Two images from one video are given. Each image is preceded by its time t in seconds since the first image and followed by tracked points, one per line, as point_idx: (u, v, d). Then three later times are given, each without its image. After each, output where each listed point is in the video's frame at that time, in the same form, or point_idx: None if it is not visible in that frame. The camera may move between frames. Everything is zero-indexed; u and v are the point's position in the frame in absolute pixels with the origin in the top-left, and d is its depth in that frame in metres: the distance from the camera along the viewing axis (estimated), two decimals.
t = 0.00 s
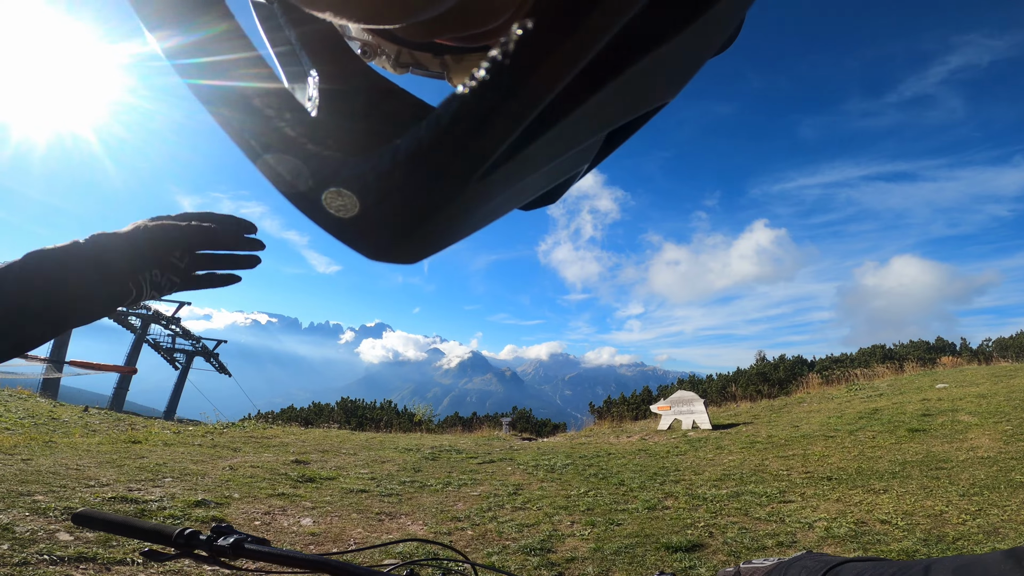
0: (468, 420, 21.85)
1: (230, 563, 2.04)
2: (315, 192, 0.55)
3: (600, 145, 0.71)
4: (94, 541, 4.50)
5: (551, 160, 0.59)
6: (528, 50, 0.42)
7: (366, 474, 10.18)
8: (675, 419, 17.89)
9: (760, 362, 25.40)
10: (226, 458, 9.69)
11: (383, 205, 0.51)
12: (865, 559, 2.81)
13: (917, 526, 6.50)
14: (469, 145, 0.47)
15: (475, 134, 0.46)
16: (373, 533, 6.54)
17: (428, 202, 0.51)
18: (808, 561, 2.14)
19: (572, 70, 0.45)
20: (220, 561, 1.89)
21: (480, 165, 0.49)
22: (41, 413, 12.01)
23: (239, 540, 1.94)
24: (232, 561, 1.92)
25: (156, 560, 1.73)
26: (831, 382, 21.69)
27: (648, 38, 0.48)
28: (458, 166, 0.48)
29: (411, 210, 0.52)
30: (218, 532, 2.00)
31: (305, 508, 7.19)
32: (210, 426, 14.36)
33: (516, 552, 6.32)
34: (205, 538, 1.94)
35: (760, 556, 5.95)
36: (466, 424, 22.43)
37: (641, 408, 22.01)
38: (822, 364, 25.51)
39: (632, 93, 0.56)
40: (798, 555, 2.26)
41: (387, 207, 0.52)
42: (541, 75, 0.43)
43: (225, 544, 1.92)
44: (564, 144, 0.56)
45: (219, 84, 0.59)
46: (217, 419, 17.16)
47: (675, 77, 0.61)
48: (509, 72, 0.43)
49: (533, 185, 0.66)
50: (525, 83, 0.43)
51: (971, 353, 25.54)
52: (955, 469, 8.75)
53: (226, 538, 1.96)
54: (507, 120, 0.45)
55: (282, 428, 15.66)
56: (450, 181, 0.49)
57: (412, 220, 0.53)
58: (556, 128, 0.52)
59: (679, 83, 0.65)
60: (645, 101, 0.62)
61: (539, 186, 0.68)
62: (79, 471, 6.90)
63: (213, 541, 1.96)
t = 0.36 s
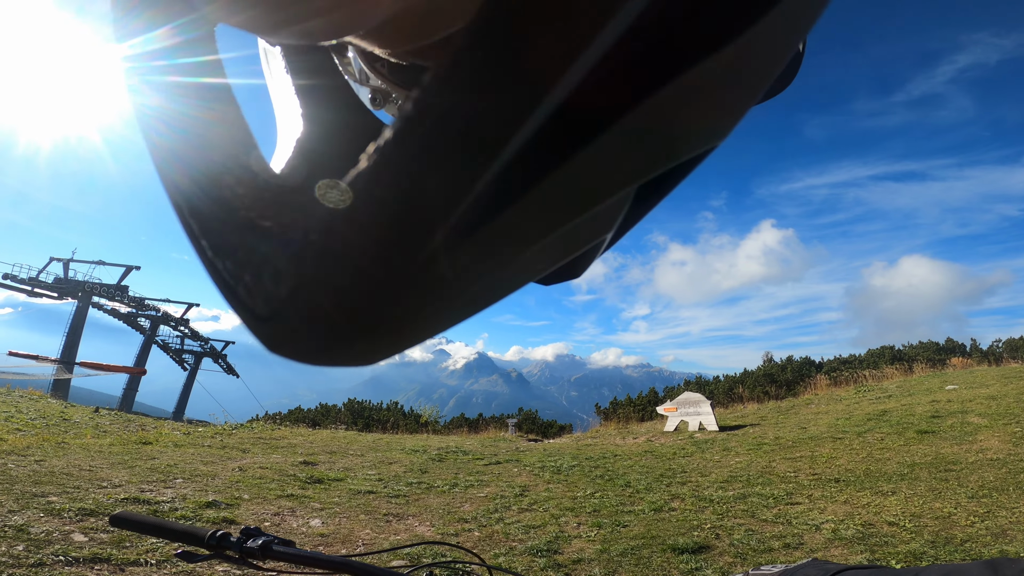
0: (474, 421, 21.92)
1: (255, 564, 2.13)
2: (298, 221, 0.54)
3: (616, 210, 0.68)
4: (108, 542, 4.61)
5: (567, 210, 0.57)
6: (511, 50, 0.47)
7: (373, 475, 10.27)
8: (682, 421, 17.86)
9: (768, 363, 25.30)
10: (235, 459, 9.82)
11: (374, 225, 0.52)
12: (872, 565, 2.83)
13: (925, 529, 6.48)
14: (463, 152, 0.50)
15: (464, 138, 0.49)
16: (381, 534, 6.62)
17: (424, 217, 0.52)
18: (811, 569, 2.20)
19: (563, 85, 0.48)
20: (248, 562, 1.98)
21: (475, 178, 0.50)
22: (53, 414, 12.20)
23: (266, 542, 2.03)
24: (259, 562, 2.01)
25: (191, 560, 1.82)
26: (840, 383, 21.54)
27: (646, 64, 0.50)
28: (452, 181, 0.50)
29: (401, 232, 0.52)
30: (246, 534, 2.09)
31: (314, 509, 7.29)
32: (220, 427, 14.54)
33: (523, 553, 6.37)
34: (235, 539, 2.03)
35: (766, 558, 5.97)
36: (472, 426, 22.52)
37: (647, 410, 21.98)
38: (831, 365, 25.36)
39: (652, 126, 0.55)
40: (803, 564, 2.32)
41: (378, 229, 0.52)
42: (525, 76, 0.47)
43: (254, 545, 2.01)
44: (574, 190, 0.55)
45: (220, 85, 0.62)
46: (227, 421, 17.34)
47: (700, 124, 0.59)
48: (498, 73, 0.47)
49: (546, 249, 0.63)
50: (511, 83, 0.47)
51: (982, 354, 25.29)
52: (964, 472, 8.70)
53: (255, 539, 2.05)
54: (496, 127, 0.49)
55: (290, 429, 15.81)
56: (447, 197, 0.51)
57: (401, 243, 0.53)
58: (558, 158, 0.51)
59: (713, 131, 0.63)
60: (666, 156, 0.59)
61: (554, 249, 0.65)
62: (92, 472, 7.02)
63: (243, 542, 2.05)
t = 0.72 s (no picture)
0: (479, 423, 21.92)
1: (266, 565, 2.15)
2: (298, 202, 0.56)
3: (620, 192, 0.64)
4: (116, 543, 4.65)
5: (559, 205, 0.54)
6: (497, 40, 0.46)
7: (378, 477, 10.30)
8: (687, 423, 17.78)
9: (774, 364, 25.16)
10: (242, 461, 9.88)
11: (360, 221, 0.52)
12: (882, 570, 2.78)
13: (933, 530, 6.43)
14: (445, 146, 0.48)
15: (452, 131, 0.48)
16: (386, 536, 6.64)
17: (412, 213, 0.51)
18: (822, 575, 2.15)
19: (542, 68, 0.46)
20: (260, 563, 2.01)
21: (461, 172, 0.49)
22: (62, 416, 12.30)
23: (278, 543, 2.05)
24: (271, 563, 2.03)
25: (205, 561, 1.84)
26: (847, 384, 21.38)
27: (639, 45, 0.47)
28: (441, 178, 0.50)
29: (390, 232, 0.52)
30: (259, 535, 2.12)
31: (319, 511, 7.31)
32: (227, 429, 14.63)
33: (528, 555, 6.37)
34: (248, 540, 2.06)
35: (773, 560, 5.94)
36: (477, 428, 22.52)
37: (652, 412, 21.91)
38: (837, 366, 25.19)
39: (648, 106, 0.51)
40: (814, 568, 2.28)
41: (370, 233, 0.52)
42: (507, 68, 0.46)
43: (266, 546, 2.03)
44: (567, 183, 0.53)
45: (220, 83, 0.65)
46: (233, 422, 17.42)
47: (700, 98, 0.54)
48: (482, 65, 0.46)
49: (541, 240, 0.61)
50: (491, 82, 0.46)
51: (991, 355, 25.07)
52: (974, 473, 8.62)
53: (267, 540, 2.08)
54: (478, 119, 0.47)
55: (296, 431, 15.87)
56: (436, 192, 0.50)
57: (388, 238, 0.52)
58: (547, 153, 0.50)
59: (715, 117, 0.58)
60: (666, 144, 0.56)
61: (548, 243, 0.62)
62: (100, 473, 7.08)
63: (255, 543, 2.08)
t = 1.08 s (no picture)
0: (480, 423, 21.90)
1: (268, 566, 2.14)
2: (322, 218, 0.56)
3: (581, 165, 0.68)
4: (116, 543, 4.65)
5: (534, 180, 0.58)
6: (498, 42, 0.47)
7: (380, 476, 10.29)
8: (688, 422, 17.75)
9: (775, 364, 25.11)
10: (243, 460, 9.88)
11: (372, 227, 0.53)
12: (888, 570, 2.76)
13: (937, 530, 6.39)
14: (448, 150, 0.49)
15: (461, 133, 0.48)
16: (387, 535, 6.64)
17: (418, 210, 0.52)
18: None
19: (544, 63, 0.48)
20: (261, 565, 1.99)
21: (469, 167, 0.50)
22: (63, 416, 12.31)
23: (278, 544, 2.04)
24: (272, 564, 2.01)
25: (204, 563, 1.82)
26: (849, 383, 21.32)
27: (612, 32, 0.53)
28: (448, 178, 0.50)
29: (392, 230, 0.52)
30: (260, 536, 2.11)
31: (320, 511, 7.31)
32: (228, 429, 14.64)
33: (530, 555, 6.36)
34: (248, 541, 2.04)
35: (776, 560, 5.91)
36: (479, 427, 22.52)
37: (654, 411, 21.86)
38: (839, 366, 25.13)
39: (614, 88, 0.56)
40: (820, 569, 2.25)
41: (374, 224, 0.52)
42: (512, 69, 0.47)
43: (266, 547, 2.02)
44: (545, 160, 0.57)
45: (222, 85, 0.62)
46: (234, 422, 17.43)
47: (657, 76, 0.60)
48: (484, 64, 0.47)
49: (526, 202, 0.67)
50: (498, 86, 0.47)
51: (994, 355, 24.96)
52: (977, 472, 8.58)
53: (268, 541, 2.07)
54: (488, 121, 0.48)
55: (297, 431, 15.86)
56: (441, 189, 0.51)
57: (392, 238, 0.53)
58: (534, 140, 0.53)
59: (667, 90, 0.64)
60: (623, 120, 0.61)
61: (517, 214, 0.66)
62: (100, 473, 7.08)
63: (256, 544, 2.06)
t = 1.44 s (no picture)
0: (481, 420, 21.96)
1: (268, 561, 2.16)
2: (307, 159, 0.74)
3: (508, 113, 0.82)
4: (118, 539, 4.69)
5: (466, 128, 0.73)
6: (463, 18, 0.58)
7: (380, 473, 10.33)
8: (689, 420, 17.78)
9: (776, 362, 25.12)
10: (244, 457, 9.93)
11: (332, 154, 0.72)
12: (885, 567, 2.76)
13: (935, 529, 6.41)
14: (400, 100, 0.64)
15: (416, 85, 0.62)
16: (388, 532, 6.67)
17: (368, 139, 0.68)
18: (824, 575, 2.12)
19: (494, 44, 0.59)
20: (261, 560, 2.01)
21: (414, 114, 0.65)
22: (66, 412, 12.40)
23: (278, 539, 2.07)
24: (272, 559, 2.04)
25: (204, 558, 1.85)
26: (849, 382, 21.32)
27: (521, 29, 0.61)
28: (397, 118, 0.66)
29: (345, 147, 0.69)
30: (260, 532, 2.14)
31: (321, 507, 7.35)
32: (229, 425, 14.70)
33: (529, 552, 6.39)
34: (249, 536, 2.07)
35: (773, 558, 5.94)
36: (479, 424, 22.58)
37: (654, 409, 21.89)
38: (840, 365, 25.13)
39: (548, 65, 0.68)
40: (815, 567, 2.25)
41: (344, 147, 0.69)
42: (469, 42, 0.58)
43: (267, 543, 2.05)
44: (478, 114, 0.71)
45: (224, 81, 0.66)
46: (236, 418, 17.51)
47: (583, 54, 0.72)
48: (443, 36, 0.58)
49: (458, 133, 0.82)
50: (450, 54, 0.59)
51: (994, 354, 24.99)
52: (976, 471, 8.60)
53: (268, 536, 2.09)
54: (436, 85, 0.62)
55: (298, 427, 15.93)
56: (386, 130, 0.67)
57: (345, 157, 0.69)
58: (473, 100, 0.66)
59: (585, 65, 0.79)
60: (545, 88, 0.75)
61: (446, 146, 0.82)
62: (102, 469, 7.12)
63: (256, 540, 2.09)
